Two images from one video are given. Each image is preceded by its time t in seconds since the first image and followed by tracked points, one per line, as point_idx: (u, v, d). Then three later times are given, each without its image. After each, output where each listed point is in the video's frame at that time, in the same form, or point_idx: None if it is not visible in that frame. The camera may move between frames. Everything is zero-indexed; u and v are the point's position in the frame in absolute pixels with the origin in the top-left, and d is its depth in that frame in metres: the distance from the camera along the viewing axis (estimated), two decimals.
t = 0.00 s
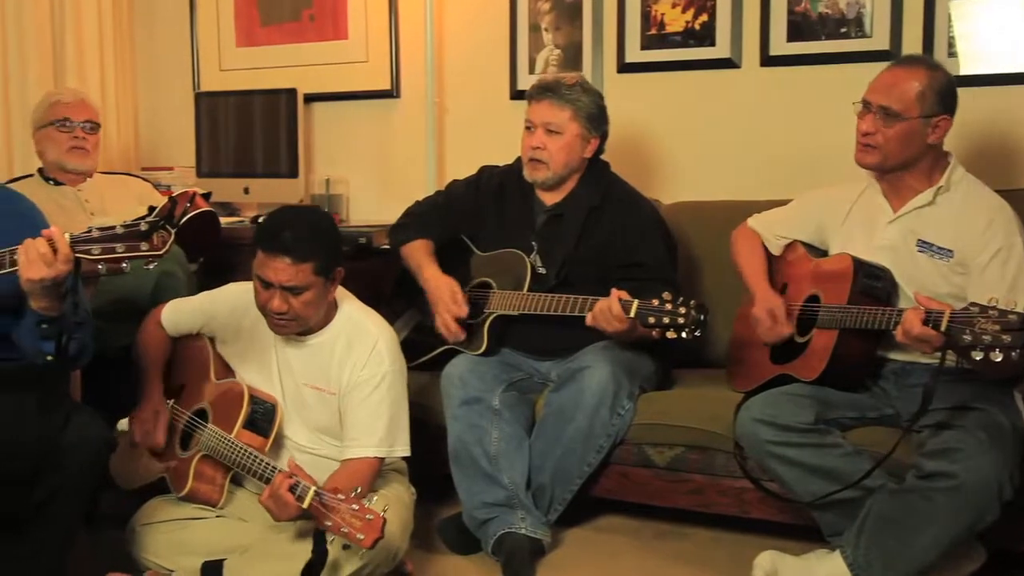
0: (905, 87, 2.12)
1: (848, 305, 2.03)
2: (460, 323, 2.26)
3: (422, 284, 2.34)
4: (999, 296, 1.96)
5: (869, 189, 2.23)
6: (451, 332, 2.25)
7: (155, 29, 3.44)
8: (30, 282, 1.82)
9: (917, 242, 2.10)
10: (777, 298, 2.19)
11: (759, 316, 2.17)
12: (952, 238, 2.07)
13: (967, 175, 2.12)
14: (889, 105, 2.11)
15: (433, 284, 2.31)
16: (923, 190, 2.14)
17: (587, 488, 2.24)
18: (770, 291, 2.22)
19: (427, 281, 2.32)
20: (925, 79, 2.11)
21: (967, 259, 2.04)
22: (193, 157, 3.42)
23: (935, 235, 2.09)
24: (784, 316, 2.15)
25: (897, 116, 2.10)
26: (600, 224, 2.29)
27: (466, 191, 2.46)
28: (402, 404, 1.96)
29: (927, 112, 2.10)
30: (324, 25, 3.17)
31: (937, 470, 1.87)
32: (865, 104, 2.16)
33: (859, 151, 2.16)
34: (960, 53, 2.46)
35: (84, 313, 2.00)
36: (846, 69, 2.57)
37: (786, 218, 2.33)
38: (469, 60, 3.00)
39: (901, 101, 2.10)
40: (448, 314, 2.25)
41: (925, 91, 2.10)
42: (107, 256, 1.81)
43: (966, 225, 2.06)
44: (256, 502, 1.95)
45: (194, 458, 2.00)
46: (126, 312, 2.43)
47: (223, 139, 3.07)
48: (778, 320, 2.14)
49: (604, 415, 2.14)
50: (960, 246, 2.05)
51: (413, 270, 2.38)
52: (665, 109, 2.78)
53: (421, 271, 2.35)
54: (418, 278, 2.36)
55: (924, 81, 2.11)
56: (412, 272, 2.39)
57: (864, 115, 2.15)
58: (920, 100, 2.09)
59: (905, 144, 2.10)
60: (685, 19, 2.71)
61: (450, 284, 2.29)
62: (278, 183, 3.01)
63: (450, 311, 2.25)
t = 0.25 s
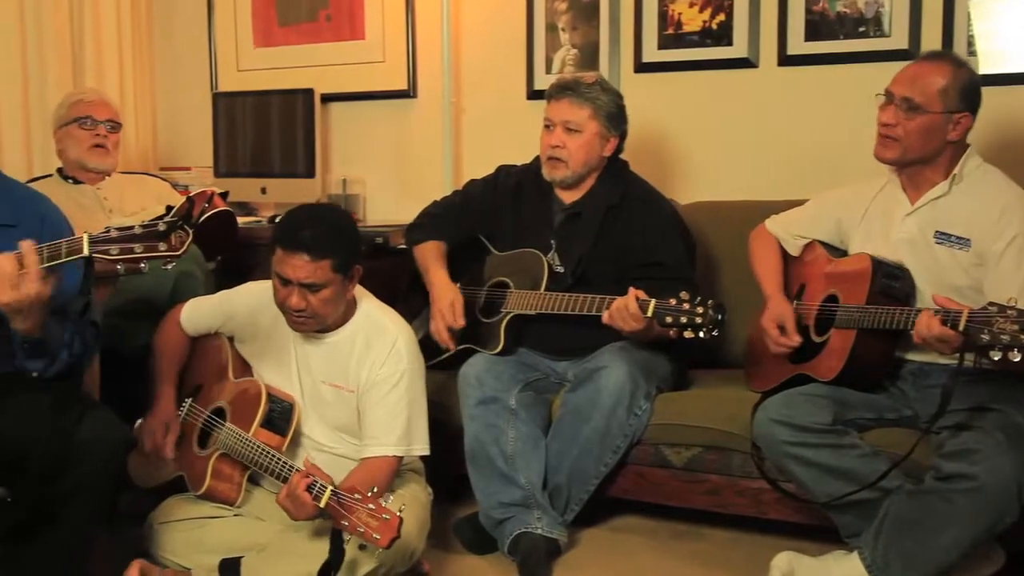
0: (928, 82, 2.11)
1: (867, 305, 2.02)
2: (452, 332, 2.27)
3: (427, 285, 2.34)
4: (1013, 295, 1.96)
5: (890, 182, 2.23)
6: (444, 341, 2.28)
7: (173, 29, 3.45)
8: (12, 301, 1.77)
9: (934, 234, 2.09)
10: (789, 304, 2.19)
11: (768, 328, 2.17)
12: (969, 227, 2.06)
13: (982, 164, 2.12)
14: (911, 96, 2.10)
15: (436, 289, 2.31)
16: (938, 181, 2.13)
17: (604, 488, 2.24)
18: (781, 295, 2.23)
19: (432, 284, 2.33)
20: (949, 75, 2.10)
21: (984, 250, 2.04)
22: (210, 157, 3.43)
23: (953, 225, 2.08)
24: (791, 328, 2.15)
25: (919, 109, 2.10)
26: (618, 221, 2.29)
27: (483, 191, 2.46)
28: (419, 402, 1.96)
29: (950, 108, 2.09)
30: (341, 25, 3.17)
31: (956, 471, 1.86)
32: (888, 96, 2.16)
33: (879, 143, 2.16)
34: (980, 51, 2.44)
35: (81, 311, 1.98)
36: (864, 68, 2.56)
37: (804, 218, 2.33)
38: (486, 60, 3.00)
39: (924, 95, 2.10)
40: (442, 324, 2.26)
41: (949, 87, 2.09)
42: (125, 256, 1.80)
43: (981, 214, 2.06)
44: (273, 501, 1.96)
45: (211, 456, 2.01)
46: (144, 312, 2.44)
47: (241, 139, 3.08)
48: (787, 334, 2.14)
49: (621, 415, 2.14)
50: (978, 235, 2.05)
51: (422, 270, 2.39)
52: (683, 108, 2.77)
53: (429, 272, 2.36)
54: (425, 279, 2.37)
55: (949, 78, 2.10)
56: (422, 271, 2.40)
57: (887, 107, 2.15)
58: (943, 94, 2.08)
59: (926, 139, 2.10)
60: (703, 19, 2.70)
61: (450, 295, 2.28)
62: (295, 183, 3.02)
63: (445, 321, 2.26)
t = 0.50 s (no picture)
0: (940, 81, 2.10)
1: (883, 305, 2.02)
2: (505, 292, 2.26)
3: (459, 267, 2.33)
4: None
5: (906, 180, 2.22)
6: (499, 302, 2.25)
7: (189, 29, 3.47)
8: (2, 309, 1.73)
9: (950, 232, 2.08)
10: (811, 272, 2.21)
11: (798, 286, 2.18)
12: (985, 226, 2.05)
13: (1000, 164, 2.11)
14: (926, 98, 2.09)
15: (472, 264, 2.31)
16: (955, 178, 2.13)
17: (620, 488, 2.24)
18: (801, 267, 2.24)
19: (464, 263, 2.32)
20: (963, 74, 2.09)
21: (1002, 249, 2.02)
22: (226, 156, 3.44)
23: (969, 224, 2.06)
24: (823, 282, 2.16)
25: (935, 109, 2.09)
26: (633, 219, 2.28)
27: (499, 191, 2.46)
28: (434, 391, 1.96)
29: (965, 106, 2.08)
30: (357, 25, 3.18)
31: (975, 472, 1.84)
32: (900, 99, 2.15)
33: (894, 145, 2.15)
34: (998, 50, 2.43)
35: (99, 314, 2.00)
36: (881, 67, 2.55)
37: (819, 216, 2.32)
38: (502, 59, 3.00)
39: (939, 94, 2.09)
40: (492, 285, 2.25)
41: (963, 86, 2.08)
42: (143, 256, 1.81)
43: (997, 213, 2.05)
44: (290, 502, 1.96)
45: (229, 457, 2.02)
46: (162, 311, 2.45)
47: (257, 138, 3.09)
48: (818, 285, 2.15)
49: (637, 415, 2.14)
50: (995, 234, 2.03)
51: (447, 260, 2.38)
52: (699, 108, 2.76)
53: (455, 257, 2.35)
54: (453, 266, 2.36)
55: (963, 76, 2.09)
56: (444, 261, 2.39)
57: (900, 109, 2.14)
58: (959, 94, 2.07)
59: (942, 139, 2.09)
60: (719, 18, 2.70)
61: (487, 260, 2.30)
62: (311, 182, 3.03)
63: (495, 279, 2.26)
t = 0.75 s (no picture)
0: (954, 81, 2.09)
1: (898, 307, 2.01)
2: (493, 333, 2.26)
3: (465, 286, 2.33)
4: None
5: (921, 185, 2.20)
6: (484, 341, 2.27)
7: (206, 30, 3.48)
8: (22, 309, 1.74)
9: (969, 237, 2.07)
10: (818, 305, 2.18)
11: (794, 325, 2.16)
12: (1005, 230, 2.04)
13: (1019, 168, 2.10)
14: (939, 100, 2.08)
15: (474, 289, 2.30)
16: (973, 183, 2.11)
17: (635, 488, 2.23)
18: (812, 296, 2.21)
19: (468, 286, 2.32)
20: (975, 74, 2.08)
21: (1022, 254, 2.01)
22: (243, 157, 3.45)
23: (988, 229, 2.06)
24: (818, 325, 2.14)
25: (949, 110, 2.08)
26: (651, 221, 2.28)
27: (516, 191, 2.46)
28: (451, 403, 1.96)
29: (980, 106, 2.07)
30: (374, 25, 3.18)
31: (994, 474, 1.85)
32: (915, 102, 2.14)
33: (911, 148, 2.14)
34: (1018, 50, 2.41)
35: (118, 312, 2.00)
36: (899, 67, 2.54)
37: (834, 217, 2.30)
38: (518, 59, 3.00)
39: (952, 95, 2.08)
40: (482, 325, 2.26)
41: (976, 85, 2.08)
42: (161, 256, 1.82)
43: (1016, 218, 2.04)
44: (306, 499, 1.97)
45: (244, 456, 2.02)
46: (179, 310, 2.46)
47: (274, 138, 3.10)
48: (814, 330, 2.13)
49: (653, 415, 2.14)
50: (1014, 239, 2.03)
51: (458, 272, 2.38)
52: (715, 108, 2.76)
53: (465, 274, 2.34)
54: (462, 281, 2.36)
55: (975, 76, 2.08)
56: (457, 272, 2.39)
57: (915, 113, 2.13)
58: (971, 94, 2.06)
59: (958, 139, 2.08)
60: (736, 17, 2.69)
61: (490, 295, 2.27)
62: (327, 182, 3.03)
63: (485, 321, 2.25)
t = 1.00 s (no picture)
0: (968, 82, 2.08)
1: (917, 307, 2.00)
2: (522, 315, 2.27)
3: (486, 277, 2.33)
4: None
5: (936, 186, 2.19)
6: (512, 326, 2.27)
7: (223, 30, 3.49)
8: (41, 309, 1.74)
9: (985, 239, 2.06)
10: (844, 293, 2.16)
11: (829, 314, 2.13)
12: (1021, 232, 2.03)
13: None
14: (954, 99, 2.07)
15: (496, 278, 2.31)
16: (988, 184, 2.10)
17: (651, 489, 2.23)
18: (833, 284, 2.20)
19: (490, 275, 2.32)
20: (990, 74, 2.07)
21: None
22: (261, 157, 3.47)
23: (1004, 231, 2.05)
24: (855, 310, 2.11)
25: (963, 110, 2.07)
26: (667, 222, 2.28)
27: (532, 191, 2.46)
28: (466, 404, 1.96)
29: (993, 106, 2.06)
30: (390, 25, 3.18)
31: (1012, 476, 1.83)
32: (928, 102, 2.13)
33: (923, 148, 2.13)
34: None
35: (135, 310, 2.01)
36: (917, 67, 2.52)
37: (850, 218, 2.29)
38: (534, 59, 3.00)
39: (966, 95, 2.07)
40: (510, 307, 2.26)
41: (991, 85, 2.06)
42: (176, 254, 1.81)
43: None
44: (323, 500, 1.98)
45: (261, 456, 2.03)
46: (197, 310, 2.47)
47: (291, 139, 3.11)
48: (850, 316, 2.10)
49: (669, 416, 2.13)
50: None
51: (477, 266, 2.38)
52: (731, 107, 2.75)
53: (484, 267, 2.35)
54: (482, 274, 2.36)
55: (990, 77, 2.07)
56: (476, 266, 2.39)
57: (928, 112, 2.12)
58: (985, 94, 2.05)
59: (972, 139, 2.06)
60: (753, 17, 2.68)
61: (512, 279, 2.29)
62: (344, 182, 3.04)
63: (512, 304, 2.26)
